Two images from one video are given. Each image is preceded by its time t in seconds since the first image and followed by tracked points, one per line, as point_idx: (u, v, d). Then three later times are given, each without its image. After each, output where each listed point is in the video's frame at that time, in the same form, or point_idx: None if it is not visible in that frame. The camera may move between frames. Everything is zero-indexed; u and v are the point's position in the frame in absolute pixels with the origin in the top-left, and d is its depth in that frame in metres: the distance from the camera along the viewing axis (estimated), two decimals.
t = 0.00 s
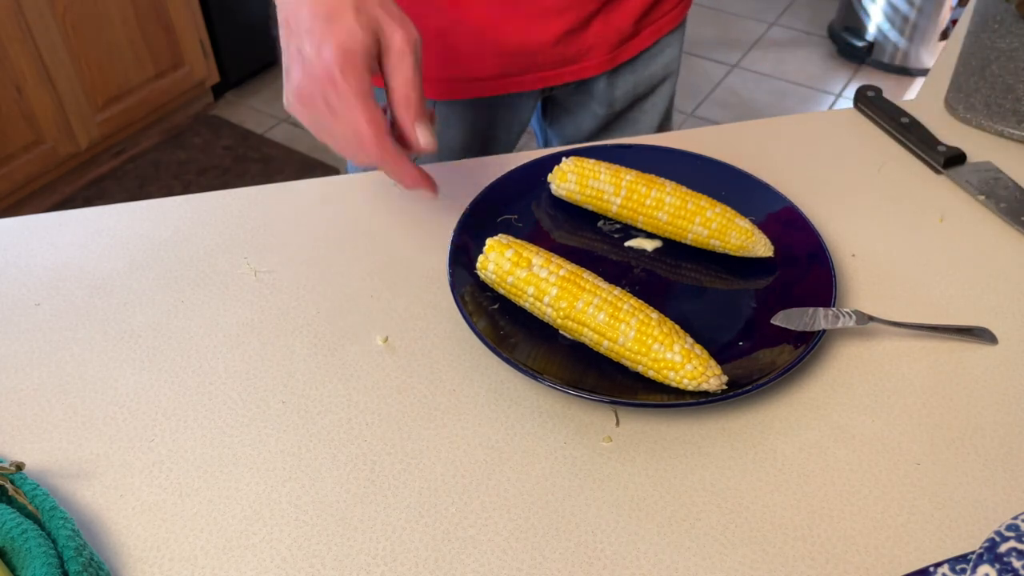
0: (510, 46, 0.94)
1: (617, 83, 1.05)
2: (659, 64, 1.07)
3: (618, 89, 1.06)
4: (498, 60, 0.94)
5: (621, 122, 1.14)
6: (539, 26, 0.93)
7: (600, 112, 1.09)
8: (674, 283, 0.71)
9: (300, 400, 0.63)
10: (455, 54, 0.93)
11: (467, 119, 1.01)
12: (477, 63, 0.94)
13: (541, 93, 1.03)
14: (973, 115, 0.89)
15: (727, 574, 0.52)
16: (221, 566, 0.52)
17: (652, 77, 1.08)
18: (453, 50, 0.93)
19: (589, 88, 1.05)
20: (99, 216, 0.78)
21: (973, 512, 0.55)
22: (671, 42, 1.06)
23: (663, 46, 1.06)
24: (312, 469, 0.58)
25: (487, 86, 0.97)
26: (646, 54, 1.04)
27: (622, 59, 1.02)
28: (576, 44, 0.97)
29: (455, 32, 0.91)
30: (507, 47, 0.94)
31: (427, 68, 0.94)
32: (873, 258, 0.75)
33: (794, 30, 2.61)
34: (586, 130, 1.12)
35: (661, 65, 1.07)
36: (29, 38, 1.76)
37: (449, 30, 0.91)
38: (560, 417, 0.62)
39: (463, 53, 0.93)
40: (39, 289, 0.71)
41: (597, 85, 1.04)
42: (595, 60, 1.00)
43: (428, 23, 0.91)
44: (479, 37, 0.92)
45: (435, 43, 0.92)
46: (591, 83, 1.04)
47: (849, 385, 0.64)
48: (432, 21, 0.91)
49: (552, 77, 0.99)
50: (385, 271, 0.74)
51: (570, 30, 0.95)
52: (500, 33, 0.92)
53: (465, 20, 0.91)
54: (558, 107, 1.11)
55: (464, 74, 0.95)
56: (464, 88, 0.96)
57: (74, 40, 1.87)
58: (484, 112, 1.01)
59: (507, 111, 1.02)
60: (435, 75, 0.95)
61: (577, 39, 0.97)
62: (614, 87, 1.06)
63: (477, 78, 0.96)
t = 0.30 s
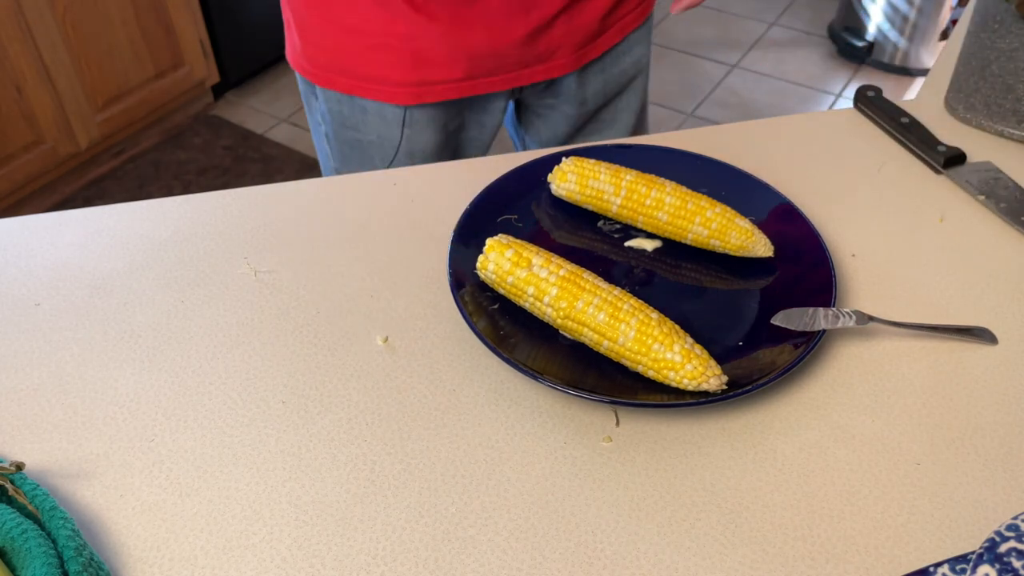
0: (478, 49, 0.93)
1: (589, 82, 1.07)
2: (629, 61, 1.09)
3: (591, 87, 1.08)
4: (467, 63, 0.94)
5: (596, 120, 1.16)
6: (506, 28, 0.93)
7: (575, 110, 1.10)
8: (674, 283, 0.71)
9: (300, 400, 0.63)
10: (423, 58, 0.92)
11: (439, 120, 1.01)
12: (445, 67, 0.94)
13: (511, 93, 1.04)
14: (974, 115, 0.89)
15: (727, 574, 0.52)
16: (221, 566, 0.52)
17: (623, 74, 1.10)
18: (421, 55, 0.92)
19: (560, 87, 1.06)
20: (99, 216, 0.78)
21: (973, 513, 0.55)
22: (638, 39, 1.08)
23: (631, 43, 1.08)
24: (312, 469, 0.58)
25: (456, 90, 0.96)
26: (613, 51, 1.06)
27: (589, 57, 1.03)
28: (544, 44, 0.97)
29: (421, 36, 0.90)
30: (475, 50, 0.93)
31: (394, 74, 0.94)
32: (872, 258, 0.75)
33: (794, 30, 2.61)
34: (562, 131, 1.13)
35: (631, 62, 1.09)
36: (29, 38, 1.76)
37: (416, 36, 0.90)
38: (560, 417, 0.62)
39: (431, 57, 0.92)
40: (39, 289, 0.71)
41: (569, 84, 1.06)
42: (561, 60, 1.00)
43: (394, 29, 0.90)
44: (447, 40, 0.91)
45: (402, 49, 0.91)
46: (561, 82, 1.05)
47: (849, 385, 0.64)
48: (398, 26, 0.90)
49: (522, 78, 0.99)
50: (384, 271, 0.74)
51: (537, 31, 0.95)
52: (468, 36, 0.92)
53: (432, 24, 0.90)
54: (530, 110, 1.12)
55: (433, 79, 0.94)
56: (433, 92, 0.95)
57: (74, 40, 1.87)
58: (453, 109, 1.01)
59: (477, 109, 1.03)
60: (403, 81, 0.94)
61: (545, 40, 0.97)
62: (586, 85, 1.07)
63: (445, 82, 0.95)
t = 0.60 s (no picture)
0: (467, 55, 0.93)
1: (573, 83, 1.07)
2: (610, 58, 1.09)
3: (576, 86, 1.07)
4: (457, 71, 0.93)
5: (584, 120, 1.15)
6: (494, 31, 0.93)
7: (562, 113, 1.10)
8: (673, 283, 0.71)
9: (300, 400, 0.63)
10: (412, 68, 0.92)
11: (431, 130, 1.01)
12: (435, 75, 0.93)
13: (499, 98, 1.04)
14: (974, 115, 0.89)
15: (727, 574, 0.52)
16: (221, 566, 0.52)
17: (605, 73, 1.09)
18: (409, 65, 0.92)
19: (546, 90, 1.06)
20: (99, 216, 0.78)
21: (973, 513, 0.55)
22: (617, 36, 1.08)
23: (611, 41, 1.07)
24: (312, 469, 0.58)
25: (448, 97, 0.96)
26: (595, 50, 1.06)
27: (575, 56, 1.03)
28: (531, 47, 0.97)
29: (409, 46, 0.90)
30: (463, 57, 0.93)
31: (384, 85, 0.93)
32: (872, 258, 0.75)
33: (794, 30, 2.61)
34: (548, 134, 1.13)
35: (612, 59, 1.09)
36: (28, 38, 1.76)
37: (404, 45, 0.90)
38: (561, 417, 0.62)
39: (420, 67, 0.92)
40: (39, 289, 0.71)
41: (553, 87, 1.06)
42: (549, 61, 1.00)
43: (381, 39, 0.89)
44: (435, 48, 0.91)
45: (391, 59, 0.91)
46: (547, 85, 1.05)
47: (849, 385, 0.64)
48: (384, 37, 0.89)
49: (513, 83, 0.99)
50: (383, 272, 0.74)
51: (523, 34, 0.95)
52: (455, 43, 0.92)
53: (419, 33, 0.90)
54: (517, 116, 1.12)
55: (423, 88, 0.94)
56: (424, 101, 0.95)
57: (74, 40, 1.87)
58: (443, 117, 1.01)
59: (467, 117, 1.03)
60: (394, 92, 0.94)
61: (531, 43, 0.97)
62: (571, 85, 1.07)
63: (436, 91, 0.95)
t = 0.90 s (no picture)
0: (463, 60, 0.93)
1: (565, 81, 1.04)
2: (608, 58, 1.05)
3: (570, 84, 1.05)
4: (453, 75, 0.95)
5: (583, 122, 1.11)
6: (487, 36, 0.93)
7: (555, 110, 1.08)
8: (673, 283, 0.71)
9: (300, 400, 0.63)
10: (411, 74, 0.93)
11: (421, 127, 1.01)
12: (433, 79, 0.94)
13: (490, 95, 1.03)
14: (973, 115, 0.89)
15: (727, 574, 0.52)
16: (221, 566, 0.52)
17: (603, 72, 1.05)
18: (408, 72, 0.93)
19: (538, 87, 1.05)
20: (99, 216, 0.78)
21: (973, 513, 0.55)
22: (615, 35, 1.04)
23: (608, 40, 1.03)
24: (312, 469, 0.58)
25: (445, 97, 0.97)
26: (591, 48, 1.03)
27: (570, 56, 1.02)
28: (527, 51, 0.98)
29: (407, 54, 0.91)
30: (460, 62, 0.94)
31: (383, 92, 0.94)
32: (872, 258, 0.75)
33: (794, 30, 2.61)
34: (542, 131, 1.11)
35: (611, 59, 1.05)
36: (28, 39, 1.76)
37: (400, 53, 0.91)
38: (560, 417, 0.62)
39: (418, 72, 0.93)
40: (39, 289, 0.71)
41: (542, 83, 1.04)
42: (545, 62, 1.00)
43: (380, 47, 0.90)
44: (432, 54, 0.92)
45: (386, 66, 0.91)
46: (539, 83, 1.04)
47: (850, 386, 0.64)
48: (383, 46, 0.90)
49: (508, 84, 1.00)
50: (382, 272, 0.74)
51: (519, 37, 0.95)
52: (452, 49, 0.92)
53: (417, 40, 0.90)
54: (511, 113, 1.12)
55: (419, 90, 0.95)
56: (422, 105, 0.96)
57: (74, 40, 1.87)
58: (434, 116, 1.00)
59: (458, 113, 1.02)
60: (392, 97, 0.95)
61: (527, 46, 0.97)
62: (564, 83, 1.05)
63: (434, 95, 0.96)
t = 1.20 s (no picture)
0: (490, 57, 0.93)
1: (599, 92, 1.04)
2: (644, 71, 1.05)
3: (604, 96, 1.05)
4: (479, 69, 0.95)
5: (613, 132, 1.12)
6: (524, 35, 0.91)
7: (587, 120, 1.08)
8: (673, 283, 0.71)
9: (300, 400, 0.63)
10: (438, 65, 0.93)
11: (451, 129, 1.02)
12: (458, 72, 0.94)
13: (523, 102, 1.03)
14: (973, 115, 0.89)
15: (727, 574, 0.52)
16: (221, 566, 0.52)
17: (638, 85, 1.05)
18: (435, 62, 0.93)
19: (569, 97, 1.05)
20: (99, 216, 0.78)
21: (973, 512, 0.55)
22: (652, 47, 1.04)
23: (645, 53, 1.03)
24: (312, 469, 0.58)
25: (472, 94, 0.97)
26: (627, 59, 1.02)
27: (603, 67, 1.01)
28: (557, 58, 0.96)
29: (436, 44, 0.91)
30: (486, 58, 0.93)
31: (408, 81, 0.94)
32: (872, 258, 0.75)
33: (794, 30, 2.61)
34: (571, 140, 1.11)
35: (647, 72, 1.05)
36: (28, 39, 1.76)
37: (430, 45, 0.91)
38: (560, 417, 0.62)
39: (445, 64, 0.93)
40: (39, 289, 0.71)
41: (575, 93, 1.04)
42: (577, 70, 0.99)
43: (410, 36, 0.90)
44: (460, 47, 0.92)
45: (416, 56, 0.92)
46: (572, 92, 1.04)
47: (849, 386, 0.64)
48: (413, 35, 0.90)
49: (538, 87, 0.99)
50: (383, 272, 0.74)
51: (550, 42, 0.94)
52: (480, 45, 0.91)
53: (447, 32, 0.90)
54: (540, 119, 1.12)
55: (448, 83, 0.95)
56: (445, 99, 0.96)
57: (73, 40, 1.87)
58: (464, 115, 1.02)
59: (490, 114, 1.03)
60: (416, 87, 0.95)
61: (558, 52, 0.95)
62: (598, 94, 1.05)
63: (457, 87, 0.96)
